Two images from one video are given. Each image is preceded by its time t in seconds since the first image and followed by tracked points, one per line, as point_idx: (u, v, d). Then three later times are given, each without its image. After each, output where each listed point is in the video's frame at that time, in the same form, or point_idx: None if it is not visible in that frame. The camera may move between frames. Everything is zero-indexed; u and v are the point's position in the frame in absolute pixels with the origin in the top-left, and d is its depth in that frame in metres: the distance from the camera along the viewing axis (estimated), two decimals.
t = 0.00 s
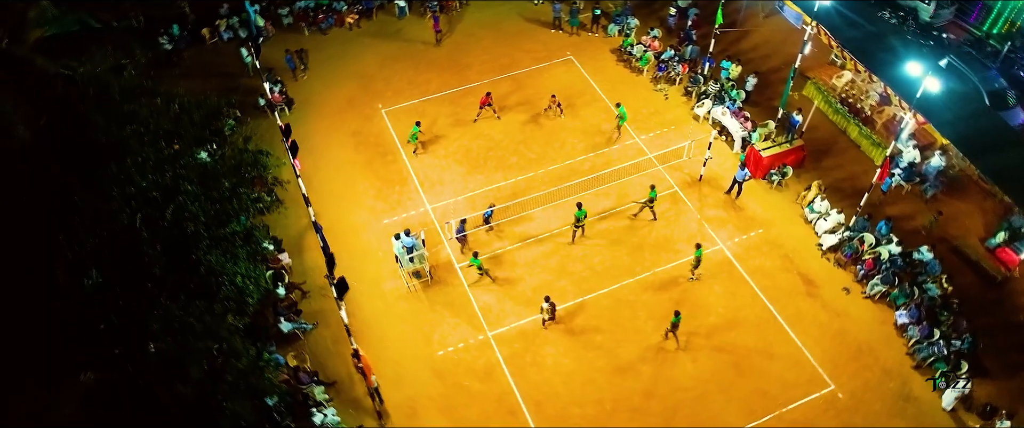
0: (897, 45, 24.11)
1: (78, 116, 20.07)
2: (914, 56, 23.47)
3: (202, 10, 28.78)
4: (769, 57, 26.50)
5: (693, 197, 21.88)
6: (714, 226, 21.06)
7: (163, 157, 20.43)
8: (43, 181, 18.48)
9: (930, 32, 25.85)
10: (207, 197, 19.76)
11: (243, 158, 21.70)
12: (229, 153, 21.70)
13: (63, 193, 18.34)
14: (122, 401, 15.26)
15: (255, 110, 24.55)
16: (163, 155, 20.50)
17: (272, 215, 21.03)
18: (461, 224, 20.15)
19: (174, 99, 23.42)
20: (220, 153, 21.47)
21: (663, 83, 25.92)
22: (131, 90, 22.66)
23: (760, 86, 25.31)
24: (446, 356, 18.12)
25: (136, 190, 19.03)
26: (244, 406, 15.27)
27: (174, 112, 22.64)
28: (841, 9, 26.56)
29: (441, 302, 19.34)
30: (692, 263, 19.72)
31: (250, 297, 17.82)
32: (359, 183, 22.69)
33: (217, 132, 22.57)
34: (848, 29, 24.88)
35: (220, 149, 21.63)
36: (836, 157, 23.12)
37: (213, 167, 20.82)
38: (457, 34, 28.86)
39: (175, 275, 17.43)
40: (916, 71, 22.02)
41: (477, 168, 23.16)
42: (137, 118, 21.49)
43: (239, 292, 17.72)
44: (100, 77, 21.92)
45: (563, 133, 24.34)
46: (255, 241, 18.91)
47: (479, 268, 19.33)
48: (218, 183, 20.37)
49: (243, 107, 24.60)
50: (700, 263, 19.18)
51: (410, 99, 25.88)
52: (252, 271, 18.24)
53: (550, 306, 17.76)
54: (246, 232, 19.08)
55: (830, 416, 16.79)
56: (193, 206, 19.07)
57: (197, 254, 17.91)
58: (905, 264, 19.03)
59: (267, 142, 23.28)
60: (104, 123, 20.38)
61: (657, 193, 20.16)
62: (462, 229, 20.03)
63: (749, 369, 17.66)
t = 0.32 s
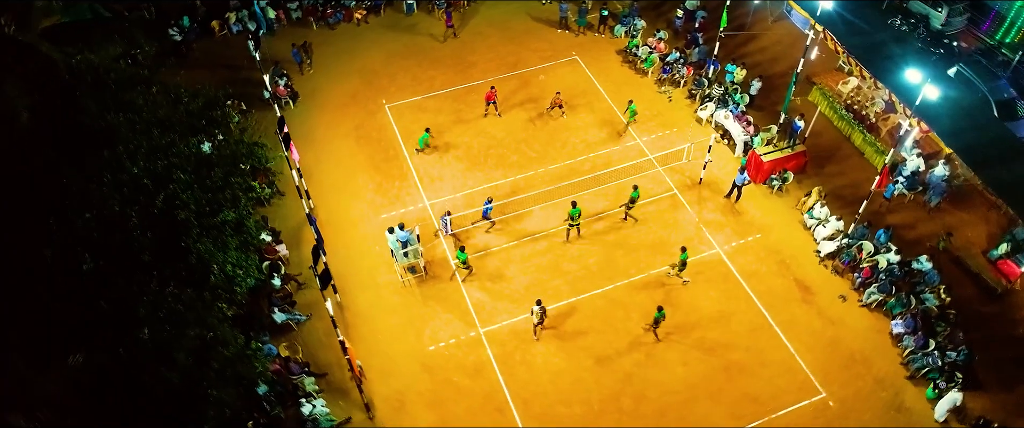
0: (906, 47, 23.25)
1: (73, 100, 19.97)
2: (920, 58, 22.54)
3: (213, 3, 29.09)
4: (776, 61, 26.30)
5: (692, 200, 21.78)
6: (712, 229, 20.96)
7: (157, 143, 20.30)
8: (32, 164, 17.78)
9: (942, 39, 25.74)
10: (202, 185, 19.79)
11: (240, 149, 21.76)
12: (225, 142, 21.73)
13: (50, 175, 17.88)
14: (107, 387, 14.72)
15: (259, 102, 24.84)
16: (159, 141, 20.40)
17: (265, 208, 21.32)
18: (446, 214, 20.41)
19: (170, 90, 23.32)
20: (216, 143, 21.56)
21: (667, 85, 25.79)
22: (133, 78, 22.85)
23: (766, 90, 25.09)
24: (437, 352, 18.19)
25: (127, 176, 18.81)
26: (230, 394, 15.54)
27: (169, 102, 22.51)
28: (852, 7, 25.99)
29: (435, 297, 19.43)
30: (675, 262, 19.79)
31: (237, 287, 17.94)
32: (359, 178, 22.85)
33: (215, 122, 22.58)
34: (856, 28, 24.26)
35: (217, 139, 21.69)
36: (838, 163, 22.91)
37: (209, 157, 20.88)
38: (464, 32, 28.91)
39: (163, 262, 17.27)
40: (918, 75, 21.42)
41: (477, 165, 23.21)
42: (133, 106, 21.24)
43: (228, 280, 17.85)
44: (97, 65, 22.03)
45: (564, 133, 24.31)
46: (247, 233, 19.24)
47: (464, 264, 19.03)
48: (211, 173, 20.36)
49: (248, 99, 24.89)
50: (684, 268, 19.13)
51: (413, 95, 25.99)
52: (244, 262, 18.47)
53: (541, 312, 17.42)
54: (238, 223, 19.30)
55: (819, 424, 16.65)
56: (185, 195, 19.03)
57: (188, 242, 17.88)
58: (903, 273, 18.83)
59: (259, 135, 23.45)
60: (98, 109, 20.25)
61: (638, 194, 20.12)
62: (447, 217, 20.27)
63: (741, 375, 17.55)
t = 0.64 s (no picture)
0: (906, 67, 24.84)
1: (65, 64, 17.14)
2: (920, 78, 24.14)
3: None
4: (781, 65, 26.10)
5: (691, 202, 21.70)
6: (708, 233, 20.86)
7: (149, 131, 18.83)
8: (41, 126, 15.47)
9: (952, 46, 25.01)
10: (195, 173, 19.58)
11: (239, 139, 21.93)
12: (225, 131, 21.80)
13: (43, 162, 15.11)
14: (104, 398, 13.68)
15: (264, 95, 25.10)
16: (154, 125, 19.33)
17: (265, 198, 21.68)
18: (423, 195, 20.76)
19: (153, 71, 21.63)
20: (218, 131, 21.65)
21: (671, 87, 25.69)
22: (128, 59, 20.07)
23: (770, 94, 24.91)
24: (427, 347, 18.26)
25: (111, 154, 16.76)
26: (214, 381, 15.53)
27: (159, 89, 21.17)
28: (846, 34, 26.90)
29: (427, 292, 19.52)
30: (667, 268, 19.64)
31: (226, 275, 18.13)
32: (358, 171, 22.99)
33: (220, 113, 22.84)
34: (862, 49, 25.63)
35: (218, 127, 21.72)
36: (840, 169, 22.72)
37: (207, 145, 20.88)
38: (469, 29, 28.95)
39: (151, 248, 16.27)
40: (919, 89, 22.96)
41: (477, 162, 23.24)
42: (129, 95, 18.66)
43: (218, 267, 17.83)
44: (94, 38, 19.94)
45: (565, 133, 24.28)
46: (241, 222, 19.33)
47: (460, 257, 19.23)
48: (204, 161, 20.24)
49: (253, 92, 25.16)
50: (677, 275, 18.98)
51: (416, 91, 26.08)
52: (241, 251, 18.79)
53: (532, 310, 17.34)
54: (229, 213, 19.32)
55: None
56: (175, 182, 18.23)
57: (176, 230, 17.20)
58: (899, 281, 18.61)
59: (253, 127, 23.56)
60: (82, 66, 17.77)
61: (622, 195, 20.08)
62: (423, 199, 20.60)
63: (731, 380, 17.46)
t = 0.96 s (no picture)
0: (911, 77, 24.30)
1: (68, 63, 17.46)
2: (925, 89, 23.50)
3: None
4: (787, 71, 25.91)
5: (688, 206, 21.61)
6: (705, 237, 20.75)
7: (141, 119, 18.72)
8: (42, 126, 15.63)
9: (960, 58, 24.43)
10: (190, 161, 19.68)
11: (242, 130, 22.15)
12: (229, 122, 22.04)
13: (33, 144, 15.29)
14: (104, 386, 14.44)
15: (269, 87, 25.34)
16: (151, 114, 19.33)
17: (265, 190, 21.92)
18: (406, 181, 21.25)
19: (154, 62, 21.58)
20: (222, 122, 21.86)
21: (675, 90, 25.57)
22: (126, 54, 19.64)
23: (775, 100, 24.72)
24: (417, 342, 18.33)
25: (108, 147, 17.06)
26: (199, 369, 15.78)
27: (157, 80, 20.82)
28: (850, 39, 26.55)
29: (421, 288, 19.60)
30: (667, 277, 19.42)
31: (215, 264, 18.24)
32: (359, 166, 23.13)
33: (226, 104, 23.06)
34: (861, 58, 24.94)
35: (224, 118, 22.02)
36: (842, 177, 22.49)
37: (206, 134, 21.07)
38: (475, 27, 29.01)
39: (140, 234, 16.50)
40: (912, 93, 22.86)
41: (476, 161, 23.27)
42: (123, 84, 18.72)
43: (207, 259, 17.95)
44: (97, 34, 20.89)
45: (566, 133, 24.27)
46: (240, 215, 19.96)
47: (468, 248, 19.35)
48: (198, 150, 20.25)
49: (258, 84, 25.40)
50: (676, 283, 18.77)
51: (420, 88, 26.19)
52: (241, 243, 19.19)
53: (521, 311, 17.30)
54: (218, 203, 19.49)
55: None
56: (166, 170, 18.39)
57: (164, 218, 17.38)
58: (896, 291, 18.40)
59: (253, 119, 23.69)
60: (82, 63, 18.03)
61: (615, 196, 20.04)
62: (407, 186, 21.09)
63: (720, 385, 17.38)
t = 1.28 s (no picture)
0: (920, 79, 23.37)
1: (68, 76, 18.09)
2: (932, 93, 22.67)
3: None
4: (793, 77, 25.69)
5: (686, 209, 21.51)
6: (701, 241, 20.64)
7: (135, 110, 19.28)
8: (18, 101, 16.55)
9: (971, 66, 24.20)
10: (185, 151, 19.96)
11: (237, 123, 22.25)
12: (230, 115, 22.29)
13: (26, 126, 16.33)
14: (92, 366, 14.96)
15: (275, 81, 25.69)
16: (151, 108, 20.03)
17: (265, 183, 22.06)
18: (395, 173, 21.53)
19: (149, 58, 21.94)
20: (226, 116, 22.22)
21: (678, 93, 25.42)
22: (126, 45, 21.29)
23: (779, 105, 24.51)
24: (408, 338, 18.41)
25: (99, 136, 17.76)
26: (185, 357, 16.00)
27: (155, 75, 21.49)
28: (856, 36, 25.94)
29: (414, 283, 19.68)
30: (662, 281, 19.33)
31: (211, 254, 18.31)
32: (359, 161, 23.26)
33: (231, 97, 23.38)
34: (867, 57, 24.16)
35: (228, 112, 22.38)
36: (843, 185, 22.27)
37: (201, 128, 21.30)
38: (482, 26, 29.07)
39: (131, 222, 17.06)
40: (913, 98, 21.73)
41: (476, 159, 23.32)
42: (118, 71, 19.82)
43: (193, 246, 17.91)
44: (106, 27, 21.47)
45: (567, 133, 24.25)
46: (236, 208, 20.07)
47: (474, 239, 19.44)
48: (189, 142, 20.37)
49: (264, 78, 25.69)
50: (673, 288, 18.63)
51: (424, 85, 26.27)
52: (237, 235, 19.11)
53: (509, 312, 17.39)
54: (209, 193, 19.49)
55: None
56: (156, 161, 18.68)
57: (154, 207, 17.71)
58: (892, 302, 18.20)
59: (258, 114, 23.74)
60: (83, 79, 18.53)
61: (613, 197, 20.00)
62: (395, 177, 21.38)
63: (709, 390, 17.30)
